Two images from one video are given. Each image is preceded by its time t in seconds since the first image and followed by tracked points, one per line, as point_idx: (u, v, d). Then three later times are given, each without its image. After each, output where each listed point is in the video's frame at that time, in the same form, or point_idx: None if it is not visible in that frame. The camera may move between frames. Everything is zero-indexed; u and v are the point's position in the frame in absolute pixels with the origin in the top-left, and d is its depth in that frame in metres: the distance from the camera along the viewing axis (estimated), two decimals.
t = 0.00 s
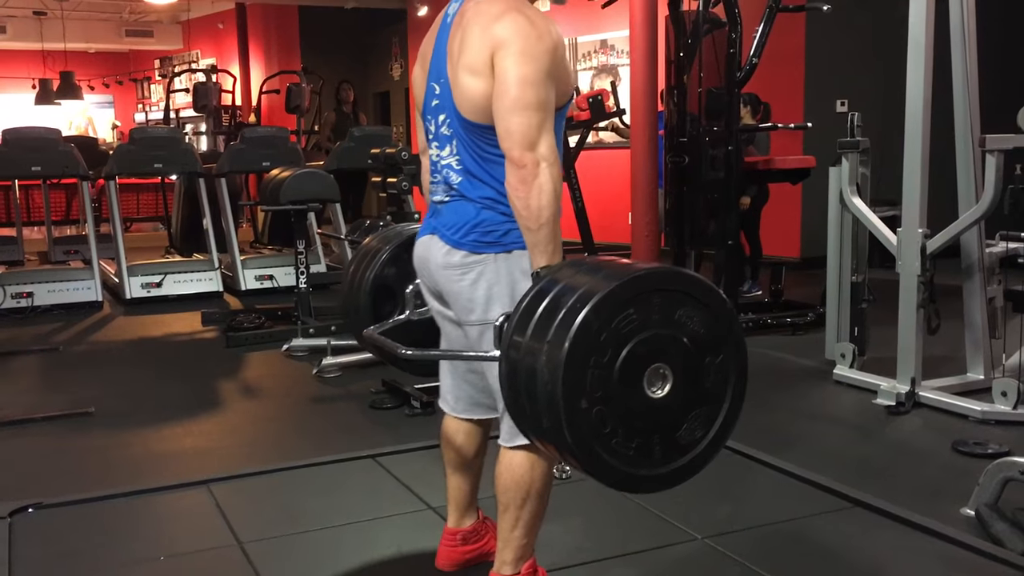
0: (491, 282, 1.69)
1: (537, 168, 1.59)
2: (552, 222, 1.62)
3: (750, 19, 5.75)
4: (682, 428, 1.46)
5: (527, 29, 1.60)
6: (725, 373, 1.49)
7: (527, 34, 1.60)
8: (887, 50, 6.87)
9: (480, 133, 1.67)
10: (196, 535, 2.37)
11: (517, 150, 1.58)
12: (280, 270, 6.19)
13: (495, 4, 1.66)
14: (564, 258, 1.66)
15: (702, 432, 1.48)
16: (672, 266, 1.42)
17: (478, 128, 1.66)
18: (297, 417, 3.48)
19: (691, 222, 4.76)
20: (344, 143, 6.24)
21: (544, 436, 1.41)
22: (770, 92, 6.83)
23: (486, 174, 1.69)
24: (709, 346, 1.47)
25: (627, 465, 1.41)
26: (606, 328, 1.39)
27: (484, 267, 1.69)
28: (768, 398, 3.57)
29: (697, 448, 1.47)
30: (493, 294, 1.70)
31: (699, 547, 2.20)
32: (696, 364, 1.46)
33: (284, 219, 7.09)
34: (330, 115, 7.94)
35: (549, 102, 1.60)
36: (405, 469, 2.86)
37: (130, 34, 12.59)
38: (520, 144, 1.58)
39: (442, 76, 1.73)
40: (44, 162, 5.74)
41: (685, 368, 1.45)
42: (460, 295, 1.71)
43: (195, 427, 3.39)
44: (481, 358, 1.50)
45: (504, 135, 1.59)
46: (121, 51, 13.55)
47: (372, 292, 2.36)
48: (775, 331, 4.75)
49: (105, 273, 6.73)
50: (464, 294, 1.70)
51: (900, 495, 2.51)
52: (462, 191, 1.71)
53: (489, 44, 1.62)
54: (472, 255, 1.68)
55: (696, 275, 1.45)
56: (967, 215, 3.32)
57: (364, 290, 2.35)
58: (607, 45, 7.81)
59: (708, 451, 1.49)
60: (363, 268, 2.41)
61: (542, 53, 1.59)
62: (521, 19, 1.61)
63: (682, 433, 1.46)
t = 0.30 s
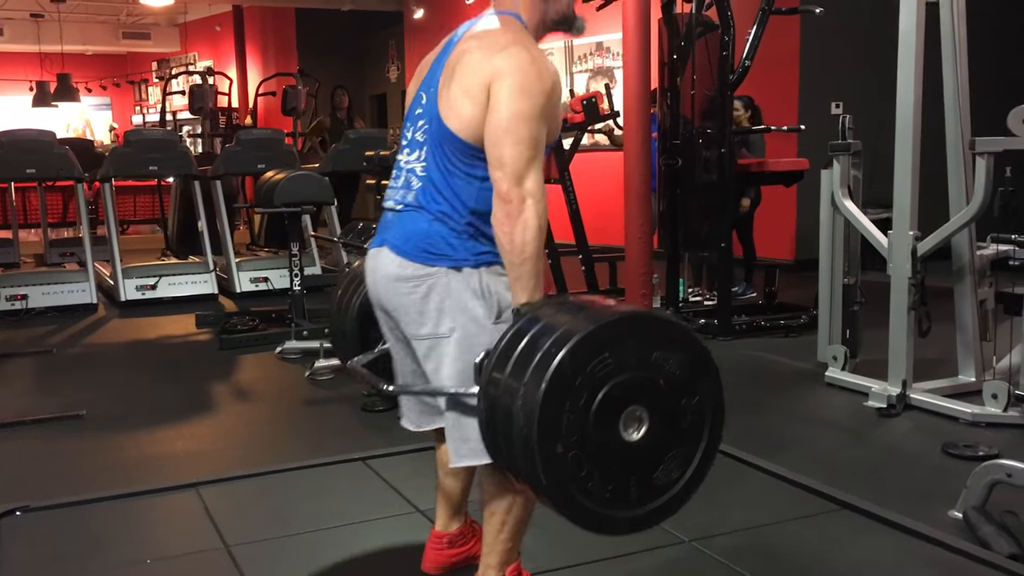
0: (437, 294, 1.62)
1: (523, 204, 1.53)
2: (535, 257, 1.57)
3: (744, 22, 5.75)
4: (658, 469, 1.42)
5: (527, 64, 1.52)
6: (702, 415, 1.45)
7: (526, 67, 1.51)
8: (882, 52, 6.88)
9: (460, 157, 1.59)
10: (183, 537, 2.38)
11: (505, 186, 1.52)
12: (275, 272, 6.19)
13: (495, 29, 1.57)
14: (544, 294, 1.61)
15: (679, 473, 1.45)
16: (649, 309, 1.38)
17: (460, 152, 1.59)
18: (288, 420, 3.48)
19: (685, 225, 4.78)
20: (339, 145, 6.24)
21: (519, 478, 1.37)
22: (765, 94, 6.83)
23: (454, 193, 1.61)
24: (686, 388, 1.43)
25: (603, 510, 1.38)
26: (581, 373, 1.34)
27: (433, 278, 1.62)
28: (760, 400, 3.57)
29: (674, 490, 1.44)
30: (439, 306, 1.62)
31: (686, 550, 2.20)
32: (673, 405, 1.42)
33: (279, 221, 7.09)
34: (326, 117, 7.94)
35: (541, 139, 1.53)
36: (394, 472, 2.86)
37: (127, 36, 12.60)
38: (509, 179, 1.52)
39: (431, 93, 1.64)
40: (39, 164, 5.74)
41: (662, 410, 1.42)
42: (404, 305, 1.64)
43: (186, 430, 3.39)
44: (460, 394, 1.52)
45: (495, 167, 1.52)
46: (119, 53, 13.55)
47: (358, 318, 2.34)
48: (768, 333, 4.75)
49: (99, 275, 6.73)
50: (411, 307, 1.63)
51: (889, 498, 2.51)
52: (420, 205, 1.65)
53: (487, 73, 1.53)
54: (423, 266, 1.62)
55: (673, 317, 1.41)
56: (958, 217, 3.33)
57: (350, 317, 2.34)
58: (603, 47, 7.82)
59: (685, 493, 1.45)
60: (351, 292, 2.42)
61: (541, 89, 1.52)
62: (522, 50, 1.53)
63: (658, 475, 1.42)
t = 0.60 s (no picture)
0: (396, 328, 1.56)
1: (504, 268, 1.47)
2: (513, 322, 1.51)
3: (737, 20, 5.75)
4: (622, 542, 1.44)
5: (524, 128, 1.48)
6: (667, 490, 1.47)
7: (522, 131, 1.47)
8: (877, 51, 6.88)
9: (442, 206, 1.53)
10: (161, 533, 2.37)
11: (487, 247, 1.46)
12: (268, 271, 6.18)
13: (496, 90, 1.54)
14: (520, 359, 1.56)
15: (642, 547, 1.46)
16: (618, 386, 1.40)
17: (443, 201, 1.53)
18: (275, 418, 3.48)
19: (677, 224, 4.75)
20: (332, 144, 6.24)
21: (484, 546, 1.39)
22: (761, 92, 6.83)
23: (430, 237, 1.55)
24: (652, 463, 1.45)
25: None
26: (548, 447, 1.36)
27: (393, 311, 1.55)
28: (749, 398, 3.56)
29: (636, 563, 1.46)
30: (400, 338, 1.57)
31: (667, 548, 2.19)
32: (639, 480, 1.44)
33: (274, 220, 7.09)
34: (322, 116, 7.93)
35: (528, 206, 1.48)
36: (379, 470, 2.85)
37: (125, 35, 12.60)
38: (492, 242, 1.46)
39: (420, 142, 1.59)
40: (32, 163, 5.74)
41: (629, 484, 1.43)
42: (364, 340, 1.58)
43: (172, 428, 3.38)
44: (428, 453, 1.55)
45: (479, 228, 1.47)
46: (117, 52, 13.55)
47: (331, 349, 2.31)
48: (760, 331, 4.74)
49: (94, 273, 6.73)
50: (369, 337, 1.58)
51: (872, 496, 2.51)
52: (387, 239, 1.59)
53: (480, 132, 1.48)
54: (379, 298, 1.56)
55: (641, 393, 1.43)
56: (948, 213, 3.32)
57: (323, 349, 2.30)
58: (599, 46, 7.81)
59: (647, 566, 1.47)
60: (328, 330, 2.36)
61: (534, 155, 1.47)
62: (519, 114, 1.49)
63: (621, 547, 1.44)
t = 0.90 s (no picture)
0: (355, 358, 1.62)
1: (480, 330, 1.48)
2: (487, 385, 1.51)
3: (745, 16, 5.70)
4: None
5: (511, 191, 1.48)
6: (636, 566, 1.46)
7: (508, 194, 1.48)
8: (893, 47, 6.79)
9: (416, 253, 1.57)
10: (142, 527, 2.34)
11: (463, 309, 1.46)
12: (278, 268, 6.20)
13: (487, 148, 1.55)
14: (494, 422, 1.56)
15: None
16: (582, 461, 1.40)
17: (417, 250, 1.57)
18: (273, 416, 3.48)
19: (684, 223, 4.71)
20: (342, 142, 6.24)
21: None
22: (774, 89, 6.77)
23: (402, 282, 1.59)
24: (620, 539, 1.44)
25: None
26: (511, 523, 1.37)
27: (352, 342, 1.61)
28: (749, 398, 3.52)
29: None
30: (360, 368, 1.62)
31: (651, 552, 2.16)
32: (606, 557, 1.43)
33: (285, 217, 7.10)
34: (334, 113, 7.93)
35: (508, 270, 1.48)
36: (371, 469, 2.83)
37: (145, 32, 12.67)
38: (468, 305, 1.46)
39: (407, 193, 1.61)
40: (44, 159, 5.78)
41: (596, 561, 1.43)
42: (325, 370, 1.65)
43: (169, 426, 3.39)
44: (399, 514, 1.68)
45: (457, 289, 1.47)
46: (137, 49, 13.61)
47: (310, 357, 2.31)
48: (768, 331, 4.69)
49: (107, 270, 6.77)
50: (330, 368, 1.64)
51: (866, 501, 2.47)
52: (354, 274, 1.64)
53: (467, 190, 1.50)
54: (340, 331, 1.62)
55: (608, 466, 1.43)
56: (952, 213, 3.26)
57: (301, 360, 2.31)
58: (612, 42, 7.77)
59: None
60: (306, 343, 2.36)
61: (518, 219, 1.47)
62: (507, 177, 1.49)
63: None
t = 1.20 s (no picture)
0: (355, 369, 1.70)
1: (485, 359, 1.49)
2: (492, 414, 1.52)
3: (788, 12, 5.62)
4: None
5: (520, 222, 1.51)
6: None
7: (517, 225, 1.50)
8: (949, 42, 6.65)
9: (423, 275, 1.65)
10: (168, 515, 2.41)
11: (470, 337, 1.48)
12: (324, 263, 6.28)
13: (500, 180, 1.58)
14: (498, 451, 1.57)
15: None
16: (572, 497, 1.41)
17: (424, 270, 1.64)
18: (308, 412, 3.53)
19: (723, 219, 4.71)
20: (388, 139, 6.31)
21: None
22: (824, 86, 6.68)
23: (407, 300, 1.68)
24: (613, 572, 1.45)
25: None
26: (499, 556, 1.39)
27: (353, 353, 1.69)
28: (782, 402, 3.48)
29: None
30: (360, 379, 1.70)
31: (665, 555, 2.15)
32: None
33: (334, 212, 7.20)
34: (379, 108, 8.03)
35: (515, 301, 1.50)
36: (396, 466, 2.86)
37: (206, 28, 12.89)
38: (473, 334, 1.48)
39: (420, 217, 1.67)
40: (100, 155, 5.93)
41: None
42: (326, 380, 1.72)
43: (206, 418, 3.47)
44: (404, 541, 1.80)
45: (463, 318, 1.49)
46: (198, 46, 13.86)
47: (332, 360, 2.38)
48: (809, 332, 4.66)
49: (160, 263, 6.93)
50: (331, 378, 1.72)
51: (891, 510, 2.43)
52: (359, 288, 1.73)
53: (477, 218, 1.54)
54: (341, 342, 1.70)
55: (600, 500, 1.43)
56: (993, 215, 3.18)
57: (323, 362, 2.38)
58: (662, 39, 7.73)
59: None
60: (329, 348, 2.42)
61: (526, 250, 1.50)
62: (518, 209, 1.52)
63: None
